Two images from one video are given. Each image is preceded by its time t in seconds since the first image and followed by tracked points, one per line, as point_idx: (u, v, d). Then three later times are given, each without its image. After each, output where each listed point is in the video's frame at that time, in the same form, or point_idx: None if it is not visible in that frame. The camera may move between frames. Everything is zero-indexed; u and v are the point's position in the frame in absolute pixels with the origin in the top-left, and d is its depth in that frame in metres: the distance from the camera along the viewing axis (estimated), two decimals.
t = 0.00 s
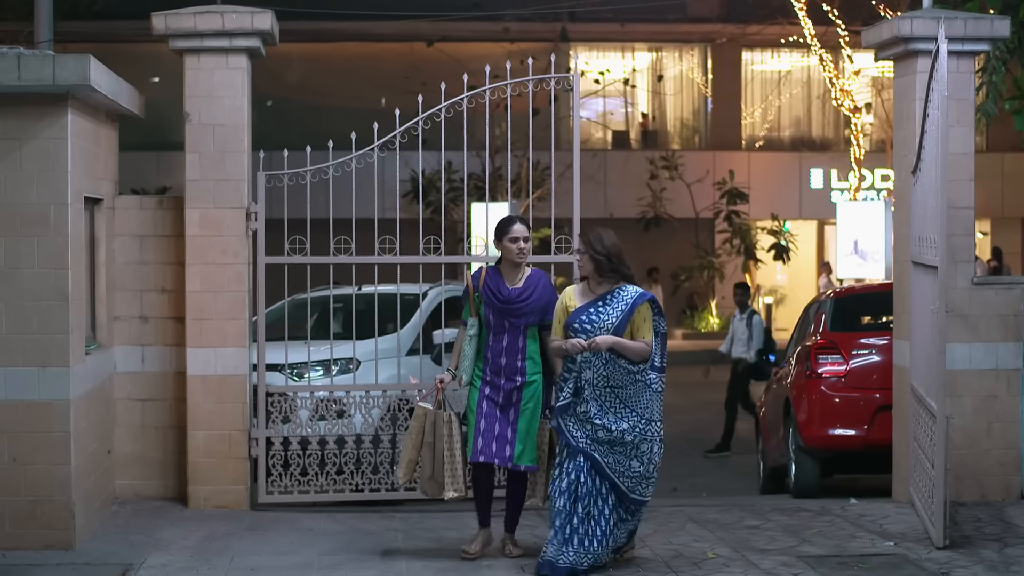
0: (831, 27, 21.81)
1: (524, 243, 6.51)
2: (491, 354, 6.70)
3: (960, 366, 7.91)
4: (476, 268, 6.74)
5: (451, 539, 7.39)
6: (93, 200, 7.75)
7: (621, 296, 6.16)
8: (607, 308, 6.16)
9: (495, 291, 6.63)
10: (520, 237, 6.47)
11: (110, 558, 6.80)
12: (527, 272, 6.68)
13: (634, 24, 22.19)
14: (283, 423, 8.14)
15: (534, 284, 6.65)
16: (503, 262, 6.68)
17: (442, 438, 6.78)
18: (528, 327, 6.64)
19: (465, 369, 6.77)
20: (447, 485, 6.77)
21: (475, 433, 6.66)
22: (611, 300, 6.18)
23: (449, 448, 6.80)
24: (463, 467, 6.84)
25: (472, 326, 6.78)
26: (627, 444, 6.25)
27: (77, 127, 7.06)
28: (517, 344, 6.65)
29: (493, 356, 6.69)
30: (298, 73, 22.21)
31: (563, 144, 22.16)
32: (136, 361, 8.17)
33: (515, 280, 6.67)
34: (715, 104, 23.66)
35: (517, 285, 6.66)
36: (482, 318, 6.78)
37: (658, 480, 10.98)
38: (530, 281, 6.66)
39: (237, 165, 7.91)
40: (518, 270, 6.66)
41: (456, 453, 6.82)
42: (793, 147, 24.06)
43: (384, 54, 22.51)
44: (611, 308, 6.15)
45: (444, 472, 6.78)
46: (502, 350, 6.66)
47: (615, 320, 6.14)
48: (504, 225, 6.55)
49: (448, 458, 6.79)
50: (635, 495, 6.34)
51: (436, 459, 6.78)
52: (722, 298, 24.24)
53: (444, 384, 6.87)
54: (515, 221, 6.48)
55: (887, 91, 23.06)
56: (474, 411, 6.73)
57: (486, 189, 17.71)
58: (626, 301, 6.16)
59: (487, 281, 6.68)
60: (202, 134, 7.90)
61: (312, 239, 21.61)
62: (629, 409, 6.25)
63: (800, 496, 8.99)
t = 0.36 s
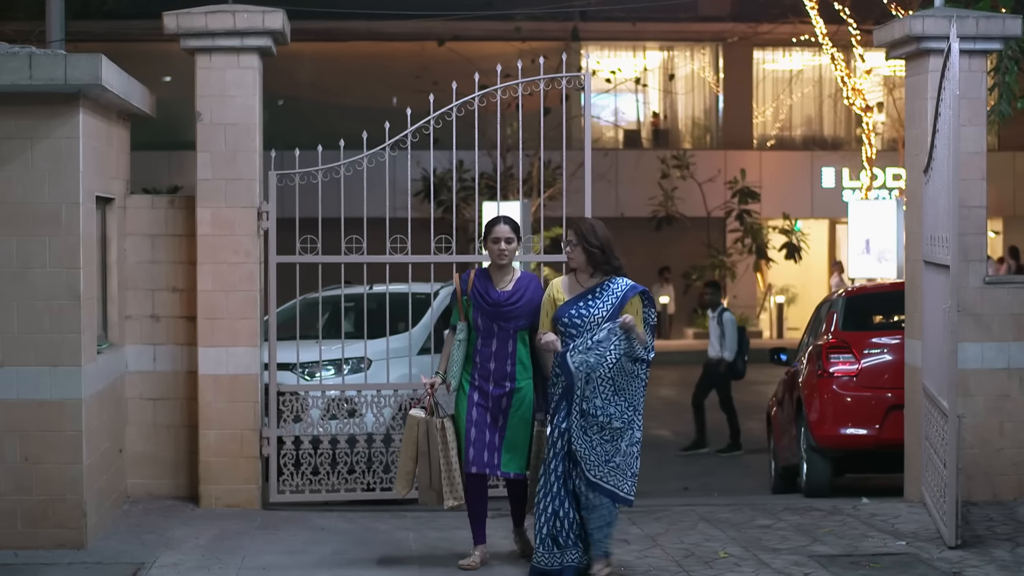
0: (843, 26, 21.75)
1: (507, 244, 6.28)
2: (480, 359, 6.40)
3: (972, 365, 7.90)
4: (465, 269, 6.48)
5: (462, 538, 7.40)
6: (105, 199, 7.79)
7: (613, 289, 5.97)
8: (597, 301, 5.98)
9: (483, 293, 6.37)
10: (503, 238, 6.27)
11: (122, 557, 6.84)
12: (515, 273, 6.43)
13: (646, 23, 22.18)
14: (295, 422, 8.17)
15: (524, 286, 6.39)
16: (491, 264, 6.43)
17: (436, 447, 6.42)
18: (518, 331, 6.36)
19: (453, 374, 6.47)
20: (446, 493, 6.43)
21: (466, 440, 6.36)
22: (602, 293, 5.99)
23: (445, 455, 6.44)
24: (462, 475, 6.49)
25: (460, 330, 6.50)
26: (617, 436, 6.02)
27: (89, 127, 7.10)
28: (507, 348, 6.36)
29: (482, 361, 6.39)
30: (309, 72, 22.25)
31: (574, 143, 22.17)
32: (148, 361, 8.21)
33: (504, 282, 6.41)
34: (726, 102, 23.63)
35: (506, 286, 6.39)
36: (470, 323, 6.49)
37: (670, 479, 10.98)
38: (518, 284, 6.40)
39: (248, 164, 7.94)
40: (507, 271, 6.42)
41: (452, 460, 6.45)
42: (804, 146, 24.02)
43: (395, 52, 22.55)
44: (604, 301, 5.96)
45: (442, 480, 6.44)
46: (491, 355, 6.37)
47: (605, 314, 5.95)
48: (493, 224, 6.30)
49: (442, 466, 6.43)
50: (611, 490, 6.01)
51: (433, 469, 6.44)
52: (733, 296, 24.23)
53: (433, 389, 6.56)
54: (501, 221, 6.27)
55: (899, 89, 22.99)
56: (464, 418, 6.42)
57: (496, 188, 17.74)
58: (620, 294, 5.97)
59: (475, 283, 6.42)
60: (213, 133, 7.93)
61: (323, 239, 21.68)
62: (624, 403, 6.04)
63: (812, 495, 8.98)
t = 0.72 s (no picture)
0: (859, 24, 21.69)
1: (508, 239, 6.27)
2: (477, 358, 6.37)
3: (989, 364, 7.89)
4: (461, 267, 6.47)
5: (478, 536, 7.43)
6: (121, 198, 7.84)
7: (608, 287, 5.91)
8: (591, 300, 5.90)
9: (480, 291, 6.36)
10: (504, 232, 6.26)
11: (138, 555, 6.88)
12: (511, 271, 6.42)
13: (662, 21, 22.16)
14: (310, 421, 8.21)
15: (521, 282, 6.37)
16: (488, 261, 6.43)
17: (426, 445, 6.35)
18: (516, 329, 6.33)
19: (453, 375, 6.41)
20: (433, 494, 6.29)
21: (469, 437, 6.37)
22: (596, 290, 5.92)
23: (436, 455, 6.33)
24: (452, 475, 6.33)
25: (457, 331, 6.47)
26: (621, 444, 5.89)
27: (105, 126, 7.14)
28: (505, 346, 6.33)
29: (479, 360, 6.36)
30: (325, 70, 22.32)
31: (590, 141, 22.16)
32: (164, 359, 8.26)
33: (501, 280, 6.39)
34: (743, 100, 23.59)
35: (503, 283, 6.37)
36: (467, 322, 6.46)
37: (685, 478, 10.99)
38: (515, 281, 6.37)
39: (265, 163, 7.98)
40: (503, 268, 6.41)
41: (442, 460, 6.33)
42: (821, 145, 23.99)
43: (412, 51, 22.61)
44: (597, 300, 5.89)
45: (430, 481, 6.33)
46: (489, 353, 6.34)
47: (599, 312, 5.88)
48: (494, 218, 6.29)
49: (431, 466, 6.32)
50: (607, 494, 5.91)
51: (421, 469, 6.36)
52: (749, 295, 24.22)
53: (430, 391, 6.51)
54: (501, 215, 6.25)
55: (915, 87, 22.95)
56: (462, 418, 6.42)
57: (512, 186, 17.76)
58: (614, 291, 5.90)
59: (471, 281, 6.41)
60: (230, 132, 7.98)
61: (339, 237, 21.76)
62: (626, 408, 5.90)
63: (828, 493, 8.97)
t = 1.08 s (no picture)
0: (874, 22, 21.65)
1: (514, 238, 6.09)
2: (485, 359, 6.21)
3: (1005, 363, 7.87)
4: (467, 266, 6.32)
5: (493, 535, 7.46)
6: (137, 196, 7.89)
7: (606, 288, 5.69)
8: (591, 301, 5.69)
9: (486, 290, 6.19)
10: (510, 230, 6.07)
11: (154, 553, 6.93)
12: (520, 269, 6.22)
13: (677, 19, 22.15)
14: (326, 419, 8.24)
15: (528, 282, 6.18)
16: (495, 260, 6.24)
17: (414, 457, 6.30)
18: (523, 330, 6.15)
19: (456, 379, 6.29)
20: (419, 506, 6.26)
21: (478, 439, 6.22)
22: (595, 292, 5.70)
23: (424, 466, 6.28)
24: (441, 486, 6.28)
25: (463, 331, 6.32)
26: (624, 450, 5.68)
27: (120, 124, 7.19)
28: (512, 348, 6.15)
29: (486, 362, 6.20)
30: (340, 68, 22.38)
31: (605, 140, 22.17)
32: (179, 357, 8.31)
33: (508, 278, 6.20)
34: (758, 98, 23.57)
35: (510, 283, 6.18)
36: (473, 322, 6.30)
37: (702, 477, 10.99)
38: (523, 280, 6.18)
39: (280, 161, 8.03)
40: (510, 266, 6.22)
41: (431, 471, 6.27)
42: (836, 143, 23.95)
43: (427, 49, 22.67)
44: (595, 301, 5.68)
45: (418, 492, 6.29)
46: (496, 354, 6.17)
47: (602, 312, 5.68)
48: (498, 216, 6.10)
49: (421, 476, 6.28)
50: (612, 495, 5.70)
51: (410, 480, 6.33)
52: (765, 293, 24.19)
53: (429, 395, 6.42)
54: (506, 214, 6.06)
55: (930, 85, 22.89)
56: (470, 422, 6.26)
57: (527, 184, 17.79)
58: (612, 292, 5.69)
59: (476, 281, 6.24)
60: (246, 131, 8.02)
61: (354, 236, 21.84)
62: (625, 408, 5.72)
63: (844, 492, 8.96)
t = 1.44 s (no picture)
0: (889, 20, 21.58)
1: (510, 232, 5.84)
2: (481, 359, 5.91)
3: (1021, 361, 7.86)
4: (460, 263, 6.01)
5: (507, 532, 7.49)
6: (152, 194, 7.94)
7: (597, 288, 5.43)
8: (582, 300, 5.43)
9: (484, 287, 5.90)
10: (506, 225, 5.82)
11: (169, 551, 6.99)
12: (516, 266, 5.94)
13: (691, 17, 22.14)
14: (341, 417, 8.30)
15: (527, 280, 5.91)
16: (490, 256, 5.96)
17: (409, 460, 5.94)
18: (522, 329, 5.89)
19: (449, 380, 5.95)
20: (416, 511, 5.92)
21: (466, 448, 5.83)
22: (589, 290, 5.44)
23: (417, 473, 5.94)
24: (436, 490, 5.96)
25: (456, 331, 5.97)
26: (611, 454, 5.43)
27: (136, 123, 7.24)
28: (510, 348, 5.87)
29: (482, 363, 5.89)
30: (355, 66, 22.42)
31: (620, 138, 22.18)
32: (194, 355, 8.36)
33: (505, 276, 5.92)
34: (773, 96, 23.52)
35: (508, 280, 5.91)
36: (468, 321, 5.98)
37: (716, 475, 11.01)
38: (521, 278, 5.91)
39: (295, 159, 8.07)
40: (507, 264, 5.94)
41: (426, 476, 5.93)
42: (851, 141, 23.89)
43: (442, 48, 22.70)
44: (587, 301, 5.42)
45: (413, 496, 5.94)
46: (494, 355, 5.87)
47: (595, 309, 5.40)
48: (495, 212, 5.84)
49: (415, 481, 5.93)
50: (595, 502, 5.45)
51: (404, 483, 5.97)
52: (780, 291, 24.16)
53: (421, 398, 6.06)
54: (502, 208, 5.81)
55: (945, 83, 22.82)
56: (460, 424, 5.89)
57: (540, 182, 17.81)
58: (604, 293, 5.43)
59: (473, 280, 5.94)
60: (261, 128, 8.07)
61: (370, 234, 21.92)
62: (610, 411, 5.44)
63: (858, 490, 8.95)
